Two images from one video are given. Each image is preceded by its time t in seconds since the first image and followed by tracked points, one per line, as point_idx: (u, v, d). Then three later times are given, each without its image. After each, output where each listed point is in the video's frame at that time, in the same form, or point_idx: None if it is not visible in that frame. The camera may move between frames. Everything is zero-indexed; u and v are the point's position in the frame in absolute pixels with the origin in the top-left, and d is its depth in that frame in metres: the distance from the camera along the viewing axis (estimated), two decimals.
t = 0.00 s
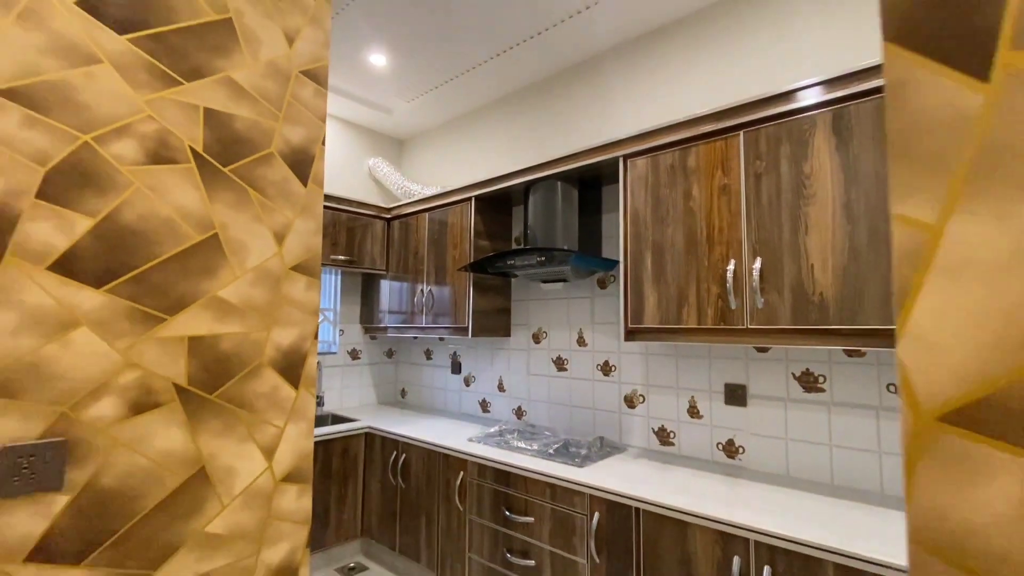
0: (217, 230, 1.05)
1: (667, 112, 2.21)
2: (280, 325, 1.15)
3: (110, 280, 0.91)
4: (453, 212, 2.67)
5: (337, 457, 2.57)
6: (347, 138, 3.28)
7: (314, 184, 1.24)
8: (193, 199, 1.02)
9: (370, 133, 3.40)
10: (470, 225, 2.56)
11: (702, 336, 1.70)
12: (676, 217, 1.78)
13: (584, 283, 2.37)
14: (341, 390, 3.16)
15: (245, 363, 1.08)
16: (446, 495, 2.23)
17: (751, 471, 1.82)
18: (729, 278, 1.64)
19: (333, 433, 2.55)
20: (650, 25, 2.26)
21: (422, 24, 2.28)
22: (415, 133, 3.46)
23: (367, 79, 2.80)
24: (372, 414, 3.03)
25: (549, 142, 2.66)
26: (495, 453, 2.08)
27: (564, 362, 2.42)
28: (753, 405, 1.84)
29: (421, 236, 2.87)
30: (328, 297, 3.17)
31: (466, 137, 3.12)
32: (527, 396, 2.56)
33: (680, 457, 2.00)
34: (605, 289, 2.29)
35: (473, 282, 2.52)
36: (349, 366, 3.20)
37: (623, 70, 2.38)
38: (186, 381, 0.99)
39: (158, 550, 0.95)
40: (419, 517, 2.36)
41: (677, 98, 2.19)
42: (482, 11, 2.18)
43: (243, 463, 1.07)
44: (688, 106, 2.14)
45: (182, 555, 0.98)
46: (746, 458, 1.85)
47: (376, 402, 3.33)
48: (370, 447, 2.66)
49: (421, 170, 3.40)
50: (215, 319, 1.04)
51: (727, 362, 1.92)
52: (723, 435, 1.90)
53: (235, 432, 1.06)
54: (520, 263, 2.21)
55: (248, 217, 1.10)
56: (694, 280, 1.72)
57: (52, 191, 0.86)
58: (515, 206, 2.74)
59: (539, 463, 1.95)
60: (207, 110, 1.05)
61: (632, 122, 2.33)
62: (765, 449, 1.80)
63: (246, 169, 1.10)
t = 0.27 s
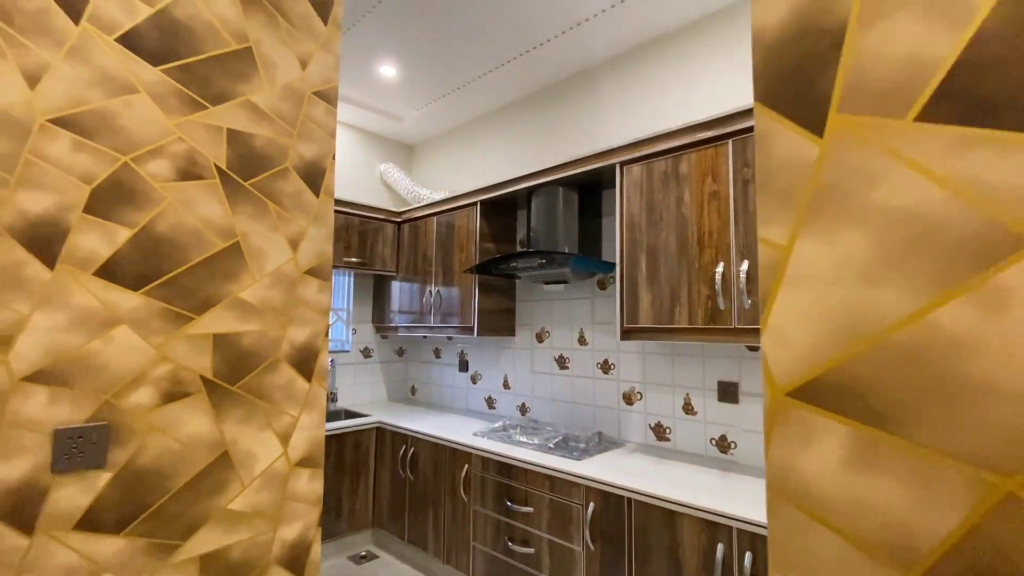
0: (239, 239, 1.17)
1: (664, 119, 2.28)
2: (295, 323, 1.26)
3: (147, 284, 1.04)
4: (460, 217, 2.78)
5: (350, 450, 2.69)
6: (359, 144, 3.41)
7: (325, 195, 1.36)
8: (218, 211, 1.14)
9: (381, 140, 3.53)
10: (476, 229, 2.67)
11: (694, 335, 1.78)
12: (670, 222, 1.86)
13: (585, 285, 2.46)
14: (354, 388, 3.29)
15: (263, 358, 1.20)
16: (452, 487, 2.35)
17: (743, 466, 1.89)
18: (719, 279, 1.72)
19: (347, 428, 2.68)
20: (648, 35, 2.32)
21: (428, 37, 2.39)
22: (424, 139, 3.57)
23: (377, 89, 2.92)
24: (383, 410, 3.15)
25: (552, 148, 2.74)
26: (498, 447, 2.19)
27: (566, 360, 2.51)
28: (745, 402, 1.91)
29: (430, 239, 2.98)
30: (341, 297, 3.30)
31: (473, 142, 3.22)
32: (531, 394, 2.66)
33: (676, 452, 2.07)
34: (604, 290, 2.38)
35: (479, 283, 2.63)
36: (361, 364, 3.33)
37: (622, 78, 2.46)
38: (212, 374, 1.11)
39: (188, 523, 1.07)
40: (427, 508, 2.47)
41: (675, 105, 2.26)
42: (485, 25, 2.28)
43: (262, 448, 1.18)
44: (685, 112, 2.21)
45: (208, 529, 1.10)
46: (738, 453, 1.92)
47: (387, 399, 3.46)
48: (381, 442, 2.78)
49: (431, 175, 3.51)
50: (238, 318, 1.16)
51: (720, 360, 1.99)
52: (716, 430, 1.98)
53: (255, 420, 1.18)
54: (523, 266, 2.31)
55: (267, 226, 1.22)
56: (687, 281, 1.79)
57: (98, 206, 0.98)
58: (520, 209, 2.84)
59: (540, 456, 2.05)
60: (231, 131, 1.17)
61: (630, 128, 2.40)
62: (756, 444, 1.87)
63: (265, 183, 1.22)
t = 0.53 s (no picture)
0: (263, 248, 1.27)
1: (667, 126, 2.33)
2: (313, 326, 1.36)
3: (182, 290, 1.14)
4: (470, 222, 2.87)
5: (365, 447, 2.80)
6: (373, 151, 3.52)
7: (341, 206, 1.46)
8: (243, 223, 1.24)
9: (394, 147, 3.64)
10: (485, 233, 2.76)
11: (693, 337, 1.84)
12: (671, 228, 1.92)
13: (590, 287, 2.53)
14: (368, 386, 3.41)
15: (285, 358, 1.30)
16: (462, 482, 2.44)
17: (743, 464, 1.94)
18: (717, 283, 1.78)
19: (362, 425, 2.79)
20: (651, 45, 2.38)
21: (437, 49, 2.49)
22: (436, 145, 3.68)
23: (390, 99, 3.03)
24: (397, 408, 3.26)
25: (559, 154, 2.81)
26: (506, 444, 2.27)
27: (572, 361, 2.58)
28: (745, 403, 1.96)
29: (441, 243, 3.08)
30: (357, 299, 3.42)
31: (483, 149, 3.31)
32: (539, 393, 2.74)
33: (678, 451, 2.13)
34: (609, 293, 2.45)
35: (488, 286, 2.71)
36: (375, 364, 3.44)
37: (626, 87, 2.51)
38: (239, 372, 1.22)
39: (217, 508, 1.17)
40: (438, 503, 2.57)
41: (677, 113, 2.31)
42: (492, 38, 2.37)
43: (283, 441, 1.29)
44: (687, 120, 2.26)
45: (235, 513, 1.20)
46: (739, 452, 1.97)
47: (401, 397, 3.57)
48: (394, 439, 2.89)
49: (443, 180, 3.61)
50: (261, 321, 1.26)
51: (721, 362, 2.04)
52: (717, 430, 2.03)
53: (278, 415, 1.28)
54: (530, 270, 2.39)
55: (288, 236, 1.32)
56: (687, 285, 1.86)
57: (139, 220, 1.09)
58: (528, 214, 2.92)
59: (546, 452, 2.14)
60: (255, 149, 1.27)
61: (634, 136, 2.46)
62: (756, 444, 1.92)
63: (286, 196, 1.32)
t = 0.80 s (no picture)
0: (289, 255, 1.37)
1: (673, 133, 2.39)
2: (336, 328, 1.45)
3: (217, 294, 1.24)
4: (482, 226, 2.95)
5: (381, 444, 2.90)
6: (388, 157, 3.63)
7: (360, 215, 1.55)
8: (271, 232, 1.34)
9: (408, 153, 3.74)
10: (497, 237, 2.84)
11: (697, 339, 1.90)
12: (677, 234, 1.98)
13: (599, 290, 2.60)
14: (384, 386, 3.51)
15: (309, 357, 1.39)
16: (474, 479, 2.52)
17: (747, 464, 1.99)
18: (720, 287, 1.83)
19: (378, 423, 2.89)
20: (658, 54, 2.44)
21: (449, 60, 2.58)
22: (449, 151, 3.77)
23: (404, 107, 3.13)
24: (411, 407, 3.36)
25: (568, 160, 2.88)
26: (516, 442, 2.35)
27: (581, 362, 2.65)
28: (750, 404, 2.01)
29: (454, 246, 3.17)
30: (372, 301, 3.53)
31: (495, 155, 3.40)
32: (549, 393, 2.81)
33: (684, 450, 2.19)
34: (617, 295, 2.51)
35: (499, 288, 2.80)
36: (390, 364, 3.55)
37: (633, 94, 2.57)
38: (267, 371, 1.31)
39: (248, 495, 1.27)
40: (451, 499, 2.66)
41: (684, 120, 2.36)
42: (501, 49, 2.45)
43: (307, 435, 1.38)
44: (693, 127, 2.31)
45: (264, 500, 1.30)
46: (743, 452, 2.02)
47: (415, 396, 3.66)
48: (409, 437, 2.98)
49: (455, 185, 3.71)
50: (287, 323, 1.36)
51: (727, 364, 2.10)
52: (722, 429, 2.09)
53: (302, 410, 1.38)
54: (539, 273, 2.46)
55: (311, 244, 1.42)
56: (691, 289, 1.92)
57: (179, 231, 1.20)
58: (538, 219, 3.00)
59: (554, 450, 2.21)
60: (282, 164, 1.37)
61: (641, 142, 2.52)
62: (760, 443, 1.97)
63: (310, 207, 1.42)
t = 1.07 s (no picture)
0: (320, 260, 1.48)
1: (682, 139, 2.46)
2: (361, 327, 1.57)
3: (256, 296, 1.36)
4: (496, 229, 3.05)
5: (399, 439, 3.02)
6: (405, 163, 3.75)
7: (384, 222, 1.66)
8: (304, 239, 1.46)
9: (425, 158, 3.86)
10: (510, 240, 2.94)
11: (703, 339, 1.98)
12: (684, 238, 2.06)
13: (609, 291, 2.68)
14: (401, 383, 3.63)
15: (338, 354, 1.51)
16: (488, 473, 2.63)
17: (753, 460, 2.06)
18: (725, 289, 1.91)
19: (396, 419, 3.01)
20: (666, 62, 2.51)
21: (464, 70, 2.69)
22: (464, 156, 3.88)
23: (421, 115, 3.24)
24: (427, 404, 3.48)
25: (580, 165, 2.97)
26: (529, 437, 2.45)
27: (592, 361, 2.74)
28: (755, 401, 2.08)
29: (469, 249, 3.28)
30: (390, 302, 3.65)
31: (508, 160, 3.50)
32: (560, 391, 2.90)
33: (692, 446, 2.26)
34: (627, 296, 2.59)
35: (513, 289, 2.89)
36: (407, 363, 3.67)
37: (643, 102, 2.65)
38: (300, 366, 1.43)
39: (283, 480, 1.39)
40: (466, 492, 2.76)
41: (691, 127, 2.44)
42: (514, 59, 2.55)
43: (336, 425, 1.49)
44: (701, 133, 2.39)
45: (298, 485, 1.41)
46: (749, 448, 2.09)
47: (431, 394, 3.78)
48: (425, 432, 3.10)
49: (470, 189, 3.82)
50: (318, 322, 1.47)
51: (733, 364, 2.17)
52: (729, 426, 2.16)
53: (331, 403, 1.49)
54: (552, 274, 2.56)
55: (339, 249, 1.53)
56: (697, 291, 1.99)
57: (222, 238, 1.32)
58: (551, 222, 3.09)
59: (566, 445, 2.31)
60: (313, 175, 1.49)
61: (650, 148, 2.59)
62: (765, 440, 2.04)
63: (338, 215, 1.54)
